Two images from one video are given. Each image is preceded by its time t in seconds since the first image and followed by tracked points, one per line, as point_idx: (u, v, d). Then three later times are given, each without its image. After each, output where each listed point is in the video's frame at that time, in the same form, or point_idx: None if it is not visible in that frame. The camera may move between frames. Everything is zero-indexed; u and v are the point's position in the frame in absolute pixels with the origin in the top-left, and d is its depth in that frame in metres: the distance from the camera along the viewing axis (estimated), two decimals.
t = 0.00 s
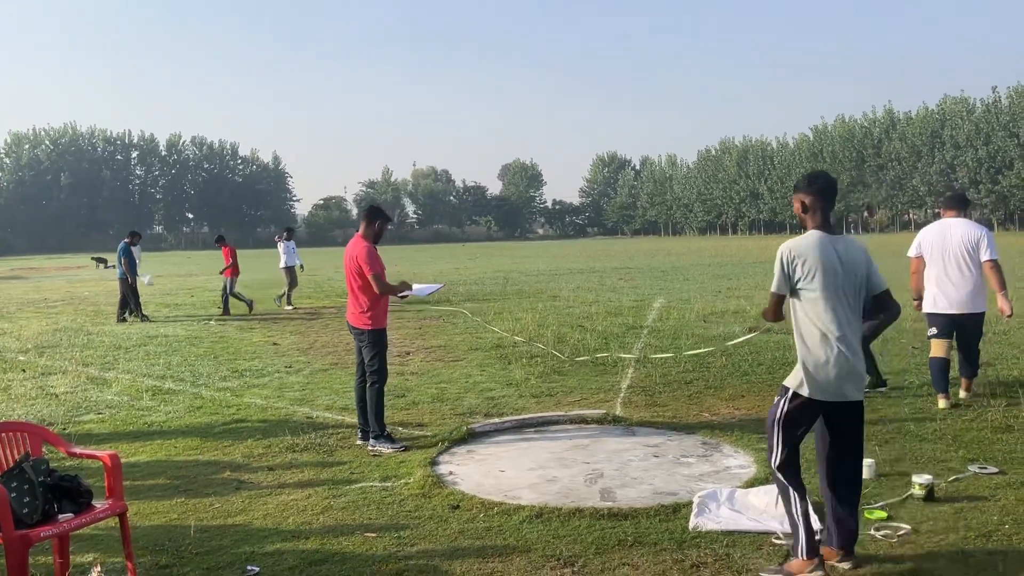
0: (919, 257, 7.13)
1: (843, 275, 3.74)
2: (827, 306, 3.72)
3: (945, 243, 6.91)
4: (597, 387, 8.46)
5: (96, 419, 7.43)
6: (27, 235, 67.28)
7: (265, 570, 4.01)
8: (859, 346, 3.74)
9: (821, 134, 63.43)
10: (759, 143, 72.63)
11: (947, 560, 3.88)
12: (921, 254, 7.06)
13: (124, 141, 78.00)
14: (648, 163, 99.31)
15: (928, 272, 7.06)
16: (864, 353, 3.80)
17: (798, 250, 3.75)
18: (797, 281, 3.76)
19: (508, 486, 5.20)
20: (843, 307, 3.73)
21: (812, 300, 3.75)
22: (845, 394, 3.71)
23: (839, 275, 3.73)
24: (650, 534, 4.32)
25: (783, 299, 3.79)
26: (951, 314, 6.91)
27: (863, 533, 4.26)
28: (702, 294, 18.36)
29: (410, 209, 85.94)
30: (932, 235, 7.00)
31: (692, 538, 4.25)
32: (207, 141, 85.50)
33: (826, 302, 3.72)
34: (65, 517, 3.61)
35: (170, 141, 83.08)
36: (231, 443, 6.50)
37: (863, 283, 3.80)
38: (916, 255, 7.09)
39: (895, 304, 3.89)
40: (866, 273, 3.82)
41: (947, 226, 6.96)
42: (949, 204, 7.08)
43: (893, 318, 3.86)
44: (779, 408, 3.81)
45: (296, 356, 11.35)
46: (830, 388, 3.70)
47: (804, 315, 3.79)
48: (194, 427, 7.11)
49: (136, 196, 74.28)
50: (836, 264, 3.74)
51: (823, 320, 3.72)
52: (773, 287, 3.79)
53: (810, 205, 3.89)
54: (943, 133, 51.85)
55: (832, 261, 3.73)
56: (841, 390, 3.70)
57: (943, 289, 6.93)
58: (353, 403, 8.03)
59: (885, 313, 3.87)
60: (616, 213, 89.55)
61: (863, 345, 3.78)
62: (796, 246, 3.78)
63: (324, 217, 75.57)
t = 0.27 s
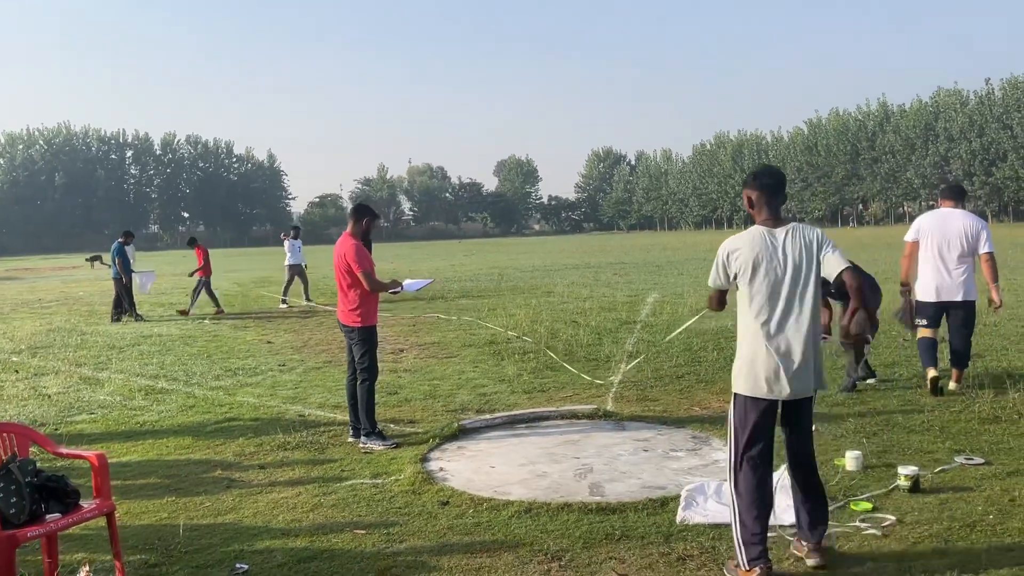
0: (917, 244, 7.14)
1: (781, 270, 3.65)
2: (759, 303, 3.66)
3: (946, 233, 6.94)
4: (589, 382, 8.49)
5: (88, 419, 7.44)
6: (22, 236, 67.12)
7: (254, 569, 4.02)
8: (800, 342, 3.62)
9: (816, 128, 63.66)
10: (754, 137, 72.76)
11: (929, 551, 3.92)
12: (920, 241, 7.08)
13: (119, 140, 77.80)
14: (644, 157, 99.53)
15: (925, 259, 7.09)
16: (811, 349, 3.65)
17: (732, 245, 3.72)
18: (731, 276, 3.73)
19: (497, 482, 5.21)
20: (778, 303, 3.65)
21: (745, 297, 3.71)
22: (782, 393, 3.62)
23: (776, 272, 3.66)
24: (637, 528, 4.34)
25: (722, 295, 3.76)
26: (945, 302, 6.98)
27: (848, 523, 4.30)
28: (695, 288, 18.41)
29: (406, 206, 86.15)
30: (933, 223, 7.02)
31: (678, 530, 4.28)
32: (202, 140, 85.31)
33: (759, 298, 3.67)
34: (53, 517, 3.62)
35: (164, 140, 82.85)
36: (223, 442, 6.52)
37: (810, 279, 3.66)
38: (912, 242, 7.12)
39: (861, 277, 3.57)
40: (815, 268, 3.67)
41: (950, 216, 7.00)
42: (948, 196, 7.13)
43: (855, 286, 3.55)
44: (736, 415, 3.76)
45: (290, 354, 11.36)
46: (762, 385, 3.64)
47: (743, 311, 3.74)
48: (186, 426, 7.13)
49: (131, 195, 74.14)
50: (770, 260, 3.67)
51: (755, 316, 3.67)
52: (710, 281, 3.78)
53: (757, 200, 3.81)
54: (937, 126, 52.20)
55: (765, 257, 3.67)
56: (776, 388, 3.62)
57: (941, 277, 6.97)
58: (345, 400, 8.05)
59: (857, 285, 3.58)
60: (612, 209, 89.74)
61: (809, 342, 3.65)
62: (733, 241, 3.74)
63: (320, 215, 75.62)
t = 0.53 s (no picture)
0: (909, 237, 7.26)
1: (752, 269, 3.64)
2: (731, 302, 3.68)
3: (938, 226, 7.07)
4: (582, 381, 8.50)
5: (82, 421, 7.44)
6: (16, 238, 66.91)
7: (247, 568, 4.03)
8: (772, 344, 3.59)
9: (809, 124, 63.85)
10: (748, 133, 72.94)
11: (917, 544, 3.94)
12: (911, 234, 7.23)
13: (112, 141, 77.59)
14: (638, 155, 99.71)
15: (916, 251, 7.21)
16: (786, 349, 3.60)
17: (707, 242, 3.74)
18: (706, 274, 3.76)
19: (490, 481, 5.23)
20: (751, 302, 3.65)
21: (721, 295, 3.72)
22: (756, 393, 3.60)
23: (748, 270, 3.65)
24: (628, 524, 4.36)
25: (702, 294, 3.80)
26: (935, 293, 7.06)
27: (839, 517, 4.32)
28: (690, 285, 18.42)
29: (401, 205, 86.18)
30: (926, 217, 7.16)
31: (669, 526, 4.30)
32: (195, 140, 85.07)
33: (731, 297, 3.68)
34: (45, 519, 3.62)
35: (158, 141, 82.64)
36: (217, 443, 6.52)
37: (785, 279, 3.60)
38: (906, 235, 7.25)
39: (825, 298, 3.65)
40: (790, 266, 3.61)
41: (941, 211, 7.14)
42: (937, 190, 7.33)
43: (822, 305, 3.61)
44: (720, 419, 3.76)
45: (284, 354, 11.36)
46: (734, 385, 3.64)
47: (720, 310, 3.75)
48: (179, 427, 7.13)
49: (125, 197, 73.95)
50: (743, 258, 3.66)
51: (726, 316, 3.70)
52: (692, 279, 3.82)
53: (738, 196, 3.77)
54: (930, 121, 52.44)
55: (737, 253, 3.67)
56: (748, 387, 3.61)
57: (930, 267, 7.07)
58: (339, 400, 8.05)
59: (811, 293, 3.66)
60: (607, 207, 89.83)
61: (783, 343, 3.60)
62: (710, 238, 3.76)
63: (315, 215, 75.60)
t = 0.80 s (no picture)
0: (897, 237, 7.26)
1: (755, 266, 3.62)
2: (731, 299, 3.66)
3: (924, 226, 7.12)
4: (577, 379, 8.51)
5: (75, 424, 7.42)
6: (9, 241, 66.64)
7: (242, 568, 4.04)
8: (772, 342, 3.58)
9: (803, 121, 64.03)
10: (742, 131, 73.09)
11: (910, 538, 3.96)
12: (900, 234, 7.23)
13: (105, 143, 77.33)
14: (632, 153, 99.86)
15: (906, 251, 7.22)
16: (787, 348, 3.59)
17: (707, 238, 3.71)
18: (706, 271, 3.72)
19: (485, 479, 5.24)
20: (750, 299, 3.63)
21: (720, 293, 3.69)
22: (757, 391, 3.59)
23: (748, 267, 3.63)
24: (622, 522, 4.38)
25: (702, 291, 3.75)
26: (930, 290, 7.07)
27: (832, 513, 4.34)
28: (684, 283, 18.48)
29: (395, 205, 86.19)
30: (913, 217, 7.20)
31: (663, 524, 4.32)
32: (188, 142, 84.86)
33: (730, 294, 3.66)
34: (39, 521, 3.62)
35: (151, 142, 82.40)
36: (211, 444, 6.52)
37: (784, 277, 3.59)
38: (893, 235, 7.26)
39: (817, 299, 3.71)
40: (790, 265, 3.60)
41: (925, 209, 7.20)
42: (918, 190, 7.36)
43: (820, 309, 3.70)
44: (719, 416, 3.75)
45: (278, 355, 11.35)
46: (733, 381, 3.63)
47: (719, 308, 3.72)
48: (173, 428, 7.12)
49: (118, 198, 73.74)
50: (743, 256, 3.64)
51: (728, 314, 3.66)
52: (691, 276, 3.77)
53: (739, 191, 3.75)
54: (923, 118, 52.68)
55: (738, 252, 3.64)
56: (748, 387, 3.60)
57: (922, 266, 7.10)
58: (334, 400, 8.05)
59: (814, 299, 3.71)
60: (601, 205, 89.91)
61: (783, 341, 3.59)
62: (708, 234, 3.72)
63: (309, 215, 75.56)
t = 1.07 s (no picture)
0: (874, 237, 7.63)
1: (765, 263, 3.62)
2: (744, 300, 3.66)
3: (901, 225, 7.44)
4: (573, 378, 8.52)
5: (71, 426, 7.41)
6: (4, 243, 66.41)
7: (239, 569, 4.04)
8: (784, 341, 3.56)
9: (798, 120, 64.15)
10: (737, 130, 73.17)
11: (906, 536, 3.97)
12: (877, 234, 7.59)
13: (100, 145, 77.15)
14: (628, 152, 99.92)
15: (883, 250, 7.58)
16: (800, 347, 3.56)
17: (719, 240, 3.73)
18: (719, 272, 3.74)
19: (481, 479, 5.24)
20: (763, 299, 3.63)
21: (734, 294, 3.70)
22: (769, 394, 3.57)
23: (760, 266, 3.63)
24: (618, 521, 4.39)
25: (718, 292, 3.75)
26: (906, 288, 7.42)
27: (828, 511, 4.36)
28: (680, 282, 18.49)
29: (390, 205, 86.13)
30: (889, 217, 7.53)
31: (660, 522, 4.33)
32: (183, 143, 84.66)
33: (743, 294, 3.66)
34: (36, 523, 3.62)
35: (146, 144, 82.22)
36: (208, 446, 6.51)
37: (797, 275, 3.58)
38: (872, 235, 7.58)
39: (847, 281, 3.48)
40: (802, 262, 3.58)
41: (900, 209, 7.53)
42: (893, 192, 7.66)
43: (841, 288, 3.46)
44: (727, 414, 3.73)
45: (274, 356, 11.34)
46: (747, 382, 3.61)
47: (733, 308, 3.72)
48: (169, 430, 7.10)
49: (113, 200, 73.57)
50: (754, 255, 3.64)
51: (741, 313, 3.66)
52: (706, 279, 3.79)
53: (749, 190, 3.77)
54: (917, 116, 52.81)
55: (749, 251, 3.65)
56: (761, 389, 3.58)
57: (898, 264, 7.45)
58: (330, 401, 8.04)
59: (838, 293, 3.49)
60: (597, 205, 89.91)
61: (796, 340, 3.56)
62: (720, 236, 3.75)
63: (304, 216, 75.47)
